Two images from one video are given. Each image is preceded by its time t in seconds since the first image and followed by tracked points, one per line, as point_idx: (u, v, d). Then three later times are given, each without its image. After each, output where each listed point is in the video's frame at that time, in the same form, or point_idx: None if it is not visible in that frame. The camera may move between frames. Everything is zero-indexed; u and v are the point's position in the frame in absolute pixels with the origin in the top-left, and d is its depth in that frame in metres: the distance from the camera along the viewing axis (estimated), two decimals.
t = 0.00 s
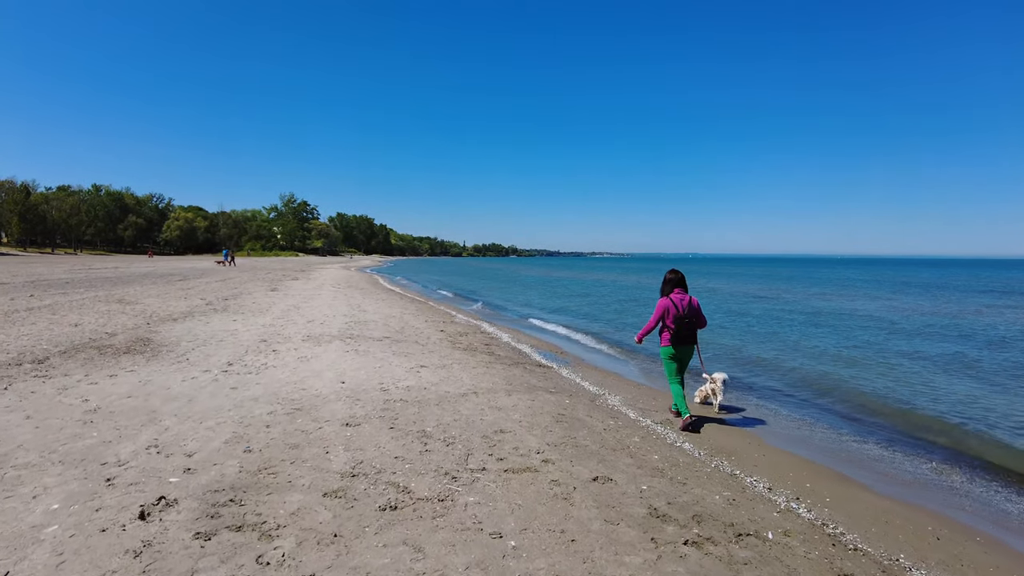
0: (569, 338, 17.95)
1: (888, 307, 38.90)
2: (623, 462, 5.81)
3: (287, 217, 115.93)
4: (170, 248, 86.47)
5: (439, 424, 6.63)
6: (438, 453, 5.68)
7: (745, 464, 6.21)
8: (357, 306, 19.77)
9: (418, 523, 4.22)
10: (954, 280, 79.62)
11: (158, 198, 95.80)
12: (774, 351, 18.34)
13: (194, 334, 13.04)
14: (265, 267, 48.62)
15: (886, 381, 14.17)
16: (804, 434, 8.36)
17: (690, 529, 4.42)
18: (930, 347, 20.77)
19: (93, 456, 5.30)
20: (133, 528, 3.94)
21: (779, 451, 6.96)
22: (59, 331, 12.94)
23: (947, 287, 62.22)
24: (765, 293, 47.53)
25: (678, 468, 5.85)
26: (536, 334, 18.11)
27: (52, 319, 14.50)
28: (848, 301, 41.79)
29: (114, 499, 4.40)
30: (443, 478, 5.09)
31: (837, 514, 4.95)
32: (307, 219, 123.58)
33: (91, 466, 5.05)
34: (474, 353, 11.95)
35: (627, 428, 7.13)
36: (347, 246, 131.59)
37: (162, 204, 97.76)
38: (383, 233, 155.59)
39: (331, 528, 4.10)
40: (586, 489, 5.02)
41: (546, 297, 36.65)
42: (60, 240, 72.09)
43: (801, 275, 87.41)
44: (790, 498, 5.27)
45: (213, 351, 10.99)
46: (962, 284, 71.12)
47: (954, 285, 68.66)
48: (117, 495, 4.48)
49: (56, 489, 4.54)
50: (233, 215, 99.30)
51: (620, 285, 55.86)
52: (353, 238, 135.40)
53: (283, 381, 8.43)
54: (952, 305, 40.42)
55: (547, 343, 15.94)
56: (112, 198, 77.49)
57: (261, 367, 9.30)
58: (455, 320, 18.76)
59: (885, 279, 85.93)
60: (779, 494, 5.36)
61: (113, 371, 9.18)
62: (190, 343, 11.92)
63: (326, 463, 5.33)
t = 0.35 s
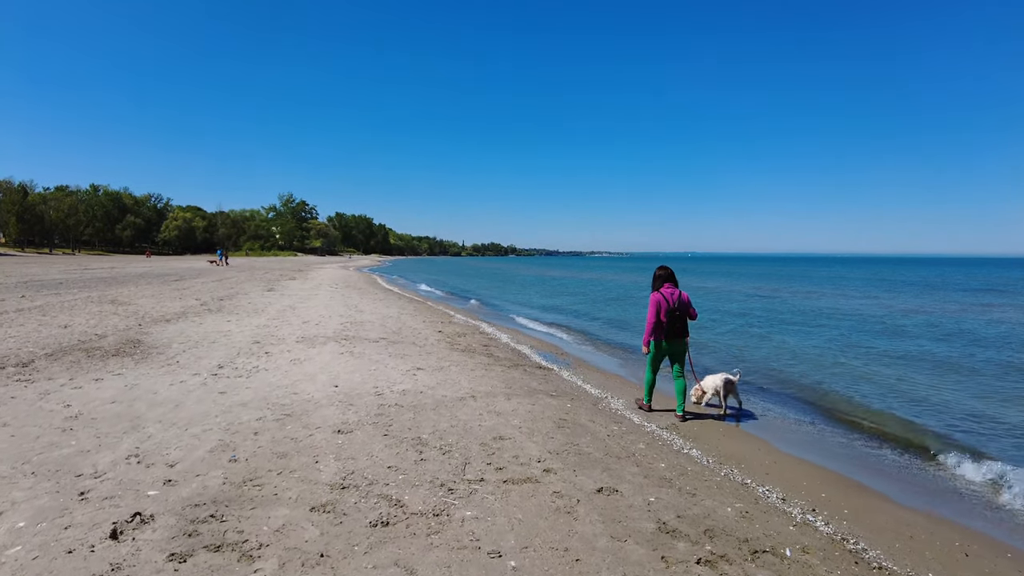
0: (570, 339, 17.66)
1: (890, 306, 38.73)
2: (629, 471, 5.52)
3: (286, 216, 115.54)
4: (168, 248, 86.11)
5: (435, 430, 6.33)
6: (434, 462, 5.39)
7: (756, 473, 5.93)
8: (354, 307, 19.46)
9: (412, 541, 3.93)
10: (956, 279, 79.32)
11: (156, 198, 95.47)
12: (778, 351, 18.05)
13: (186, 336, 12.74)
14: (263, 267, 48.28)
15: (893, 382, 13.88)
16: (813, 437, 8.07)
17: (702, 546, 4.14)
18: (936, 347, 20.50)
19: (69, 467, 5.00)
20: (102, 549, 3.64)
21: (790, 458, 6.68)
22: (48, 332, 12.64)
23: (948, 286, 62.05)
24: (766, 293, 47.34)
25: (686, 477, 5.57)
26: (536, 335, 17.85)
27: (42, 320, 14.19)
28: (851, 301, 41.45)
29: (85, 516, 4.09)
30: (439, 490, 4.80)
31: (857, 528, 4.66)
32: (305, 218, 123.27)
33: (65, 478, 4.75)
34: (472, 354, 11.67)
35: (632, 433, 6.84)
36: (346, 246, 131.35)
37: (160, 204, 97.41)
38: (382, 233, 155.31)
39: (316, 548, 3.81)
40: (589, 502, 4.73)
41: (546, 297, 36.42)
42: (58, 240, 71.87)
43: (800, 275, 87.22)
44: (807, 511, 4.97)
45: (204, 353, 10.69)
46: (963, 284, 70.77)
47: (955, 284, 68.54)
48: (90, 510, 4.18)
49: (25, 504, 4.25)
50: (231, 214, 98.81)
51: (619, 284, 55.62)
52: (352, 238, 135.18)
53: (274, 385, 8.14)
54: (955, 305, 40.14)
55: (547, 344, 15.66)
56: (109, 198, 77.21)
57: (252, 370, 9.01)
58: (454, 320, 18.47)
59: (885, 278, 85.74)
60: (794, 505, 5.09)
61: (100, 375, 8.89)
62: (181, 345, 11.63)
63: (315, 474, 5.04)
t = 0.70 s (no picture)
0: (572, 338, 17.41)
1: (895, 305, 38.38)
2: (640, 479, 5.26)
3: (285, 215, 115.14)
4: (167, 247, 85.75)
5: (436, 435, 6.07)
6: (435, 469, 5.13)
7: (772, 480, 5.66)
8: (353, 306, 19.19)
9: (412, 557, 3.66)
10: (960, 278, 78.92)
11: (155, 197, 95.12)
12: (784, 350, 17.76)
13: (181, 336, 12.46)
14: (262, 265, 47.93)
15: (904, 382, 13.59)
16: (827, 439, 7.80)
17: (722, 561, 3.87)
18: (944, 347, 20.19)
19: (50, 476, 4.73)
20: (78, 568, 3.37)
21: (805, 463, 6.41)
22: (39, 332, 12.36)
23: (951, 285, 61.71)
24: (769, 291, 46.98)
25: (700, 485, 5.31)
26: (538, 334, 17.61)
27: (35, 320, 13.90)
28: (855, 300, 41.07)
29: (62, 530, 3.82)
30: (441, 500, 4.54)
31: (884, 542, 4.39)
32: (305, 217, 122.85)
33: (44, 488, 4.48)
34: (474, 355, 11.40)
35: (641, 438, 6.58)
36: (346, 245, 130.97)
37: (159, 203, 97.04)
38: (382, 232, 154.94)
39: (309, 565, 3.55)
40: (600, 513, 4.46)
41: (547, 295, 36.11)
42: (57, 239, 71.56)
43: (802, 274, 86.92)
44: (829, 522, 4.71)
45: (199, 353, 10.41)
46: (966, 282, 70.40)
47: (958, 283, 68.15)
48: (68, 524, 3.91)
49: None
50: (230, 213, 98.44)
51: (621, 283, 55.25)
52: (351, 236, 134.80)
53: (270, 387, 7.87)
54: (960, 304, 39.78)
55: (549, 343, 15.41)
56: (107, 197, 76.91)
57: (247, 372, 8.74)
58: (455, 320, 18.20)
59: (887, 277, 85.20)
60: (814, 516, 4.82)
61: (90, 376, 8.61)
62: (176, 345, 11.35)
63: (310, 483, 4.78)
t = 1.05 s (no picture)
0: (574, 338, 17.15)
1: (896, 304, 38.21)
2: (659, 489, 4.99)
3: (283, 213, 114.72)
4: (164, 245, 85.32)
5: (442, 441, 5.80)
6: (443, 479, 4.85)
7: (796, 489, 5.39)
8: (352, 305, 18.91)
9: None
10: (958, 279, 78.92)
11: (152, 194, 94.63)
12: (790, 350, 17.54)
13: (177, 335, 12.16)
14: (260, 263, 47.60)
15: (914, 383, 13.35)
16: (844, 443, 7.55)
17: None
18: (950, 347, 19.98)
19: (34, 486, 4.44)
20: None
21: (827, 470, 6.15)
22: (31, 331, 12.06)
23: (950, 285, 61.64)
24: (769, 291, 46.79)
25: (722, 495, 5.04)
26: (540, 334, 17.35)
27: (28, 319, 13.60)
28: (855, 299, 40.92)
29: (44, 549, 3.54)
30: (450, 513, 4.27)
31: (923, 559, 4.13)
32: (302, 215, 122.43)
33: (26, 500, 4.20)
34: (476, 355, 11.13)
35: (656, 444, 6.31)
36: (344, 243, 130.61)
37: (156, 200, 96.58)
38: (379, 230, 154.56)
39: None
40: (621, 527, 4.19)
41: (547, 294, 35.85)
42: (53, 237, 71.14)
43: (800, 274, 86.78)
44: (862, 536, 4.44)
45: (195, 353, 10.11)
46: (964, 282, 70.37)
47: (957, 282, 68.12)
48: (50, 542, 3.62)
49: None
50: (228, 211, 98.00)
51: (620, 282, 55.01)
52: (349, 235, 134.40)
53: (268, 389, 7.58)
54: (961, 304, 39.62)
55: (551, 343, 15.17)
56: (104, 195, 76.48)
57: (245, 373, 8.46)
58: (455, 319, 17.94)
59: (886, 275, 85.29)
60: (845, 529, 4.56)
61: (82, 377, 8.32)
62: (171, 345, 11.05)
63: (312, 494, 4.50)
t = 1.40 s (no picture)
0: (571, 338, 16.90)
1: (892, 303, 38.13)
2: (670, 500, 4.75)
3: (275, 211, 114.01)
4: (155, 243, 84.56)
5: (440, 449, 5.53)
6: (443, 490, 4.59)
7: (811, 499, 5.16)
8: (346, 304, 18.60)
9: None
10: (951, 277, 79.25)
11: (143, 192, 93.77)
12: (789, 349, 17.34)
13: (165, 336, 11.84)
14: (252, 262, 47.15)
15: (917, 384, 13.16)
16: (853, 447, 7.33)
17: None
18: (949, 347, 19.84)
19: (7, 501, 4.16)
20: None
21: (840, 477, 5.92)
22: (14, 332, 11.71)
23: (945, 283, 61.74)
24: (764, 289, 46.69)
25: (736, 505, 4.80)
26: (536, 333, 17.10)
27: (12, 319, 13.23)
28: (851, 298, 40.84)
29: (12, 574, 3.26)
30: (451, 528, 4.01)
31: None
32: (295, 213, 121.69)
33: None
34: (473, 356, 10.86)
35: (663, 450, 6.07)
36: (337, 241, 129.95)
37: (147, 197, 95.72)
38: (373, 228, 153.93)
39: None
40: (633, 543, 3.94)
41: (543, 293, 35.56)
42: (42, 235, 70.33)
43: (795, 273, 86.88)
44: (886, 551, 4.21)
45: (183, 355, 9.79)
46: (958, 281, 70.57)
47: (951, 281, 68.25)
48: (19, 566, 3.34)
49: None
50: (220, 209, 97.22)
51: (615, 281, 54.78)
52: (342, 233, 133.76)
53: (259, 393, 7.29)
54: (957, 304, 39.57)
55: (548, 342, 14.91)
56: (94, 192, 75.64)
57: (234, 376, 8.17)
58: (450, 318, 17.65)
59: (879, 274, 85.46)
60: (866, 542, 4.33)
61: (64, 381, 8.01)
62: (160, 347, 10.72)
63: (304, 508, 4.23)
